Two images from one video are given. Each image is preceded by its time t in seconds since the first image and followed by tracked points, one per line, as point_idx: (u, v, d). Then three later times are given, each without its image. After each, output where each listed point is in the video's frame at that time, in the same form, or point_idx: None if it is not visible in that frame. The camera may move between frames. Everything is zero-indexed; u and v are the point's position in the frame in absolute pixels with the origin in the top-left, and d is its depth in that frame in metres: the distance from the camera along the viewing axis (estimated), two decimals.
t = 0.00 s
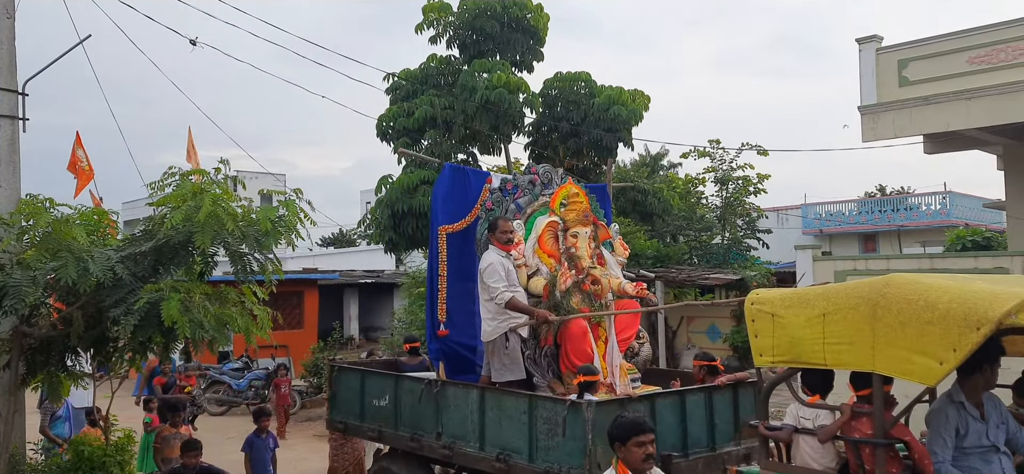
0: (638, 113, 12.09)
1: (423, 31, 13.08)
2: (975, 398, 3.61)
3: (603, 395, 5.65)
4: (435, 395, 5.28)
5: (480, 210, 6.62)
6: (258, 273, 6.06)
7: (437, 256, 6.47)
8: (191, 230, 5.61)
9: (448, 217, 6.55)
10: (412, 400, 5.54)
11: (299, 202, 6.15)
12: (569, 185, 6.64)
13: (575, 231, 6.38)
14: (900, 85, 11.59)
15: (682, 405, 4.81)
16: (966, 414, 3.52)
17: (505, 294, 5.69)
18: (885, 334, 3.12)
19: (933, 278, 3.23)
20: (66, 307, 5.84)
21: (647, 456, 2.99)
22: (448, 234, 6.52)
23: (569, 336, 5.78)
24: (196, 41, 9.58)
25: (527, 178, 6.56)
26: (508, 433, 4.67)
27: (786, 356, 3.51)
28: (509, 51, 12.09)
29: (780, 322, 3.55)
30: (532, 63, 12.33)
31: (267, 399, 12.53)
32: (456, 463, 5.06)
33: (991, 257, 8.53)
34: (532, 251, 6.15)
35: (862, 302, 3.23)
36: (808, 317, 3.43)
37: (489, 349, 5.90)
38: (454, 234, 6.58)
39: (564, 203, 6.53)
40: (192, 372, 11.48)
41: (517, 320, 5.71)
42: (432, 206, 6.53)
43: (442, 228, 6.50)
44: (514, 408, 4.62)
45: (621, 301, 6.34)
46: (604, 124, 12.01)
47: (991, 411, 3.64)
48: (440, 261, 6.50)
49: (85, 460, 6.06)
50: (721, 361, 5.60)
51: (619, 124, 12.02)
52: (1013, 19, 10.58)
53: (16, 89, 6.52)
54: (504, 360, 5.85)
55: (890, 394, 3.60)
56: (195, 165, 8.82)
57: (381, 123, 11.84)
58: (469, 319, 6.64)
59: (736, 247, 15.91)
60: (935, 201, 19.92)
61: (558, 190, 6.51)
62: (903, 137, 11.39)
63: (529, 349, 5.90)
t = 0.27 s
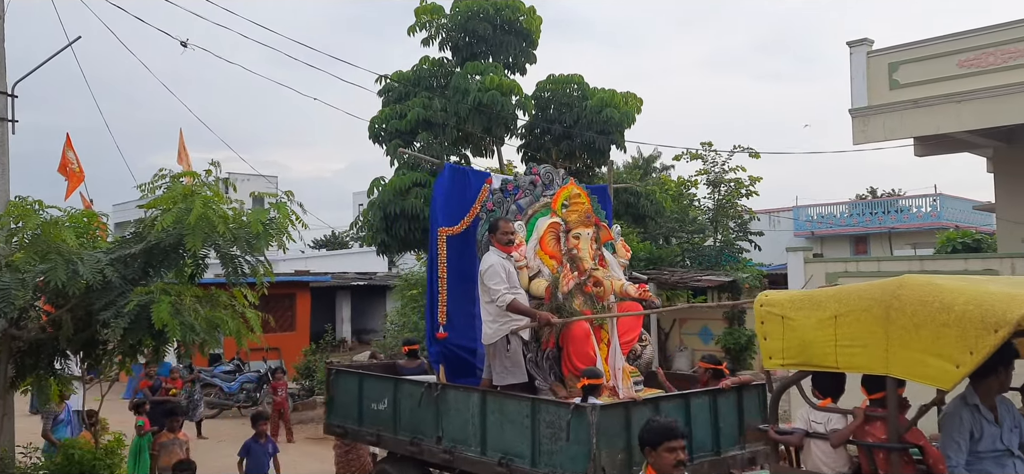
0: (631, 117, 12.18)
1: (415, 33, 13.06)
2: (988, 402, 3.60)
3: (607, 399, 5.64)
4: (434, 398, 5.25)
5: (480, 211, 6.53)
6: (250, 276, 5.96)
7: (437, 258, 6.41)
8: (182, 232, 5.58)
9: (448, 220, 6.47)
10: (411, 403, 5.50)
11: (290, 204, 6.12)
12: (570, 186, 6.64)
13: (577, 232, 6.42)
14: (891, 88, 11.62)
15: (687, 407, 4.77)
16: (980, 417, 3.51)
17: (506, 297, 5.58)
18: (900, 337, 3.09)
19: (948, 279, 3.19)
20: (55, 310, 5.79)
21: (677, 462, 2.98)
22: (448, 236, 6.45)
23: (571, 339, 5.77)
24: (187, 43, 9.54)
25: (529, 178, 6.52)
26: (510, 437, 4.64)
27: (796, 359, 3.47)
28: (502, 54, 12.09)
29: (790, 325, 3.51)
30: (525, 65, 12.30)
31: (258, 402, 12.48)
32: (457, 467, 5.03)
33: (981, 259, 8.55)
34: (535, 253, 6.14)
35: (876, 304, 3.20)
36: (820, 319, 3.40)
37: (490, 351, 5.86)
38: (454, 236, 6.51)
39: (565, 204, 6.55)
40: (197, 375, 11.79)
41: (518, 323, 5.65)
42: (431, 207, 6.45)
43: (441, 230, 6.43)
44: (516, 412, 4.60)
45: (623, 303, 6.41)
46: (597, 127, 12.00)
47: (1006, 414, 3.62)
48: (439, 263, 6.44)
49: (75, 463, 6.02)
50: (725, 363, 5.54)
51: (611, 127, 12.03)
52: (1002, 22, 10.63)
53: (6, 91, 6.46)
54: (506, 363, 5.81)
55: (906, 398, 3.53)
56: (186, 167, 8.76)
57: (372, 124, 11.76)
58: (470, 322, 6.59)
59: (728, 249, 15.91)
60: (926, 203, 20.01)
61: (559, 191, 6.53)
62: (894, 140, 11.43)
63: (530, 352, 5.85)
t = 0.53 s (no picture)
0: (611, 118, 12.19)
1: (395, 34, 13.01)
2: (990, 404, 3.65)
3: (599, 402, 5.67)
4: (422, 403, 5.20)
5: (468, 212, 6.37)
6: (226, 278, 5.91)
7: (425, 259, 6.22)
8: (158, 234, 5.51)
9: (436, 220, 6.31)
10: (399, 407, 5.45)
11: (268, 206, 6.07)
12: (560, 187, 6.49)
13: (567, 233, 6.32)
14: (867, 91, 11.74)
15: (679, 409, 4.73)
16: (981, 419, 3.56)
17: (496, 299, 5.49)
18: (898, 339, 3.15)
19: (947, 279, 3.22)
20: (28, 313, 5.69)
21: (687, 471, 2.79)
22: (436, 237, 6.26)
23: (563, 341, 5.72)
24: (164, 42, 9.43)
25: (518, 178, 6.38)
26: (499, 441, 4.60)
27: (794, 362, 3.56)
28: (482, 55, 12.07)
29: (787, 327, 3.58)
30: (506, 67, 12.31)
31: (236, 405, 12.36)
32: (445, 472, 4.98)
33: (955, 260, 8.65)
34: (524, 254, 6.07)
35: (874, 306, 3.25)
36: (818, 321, 3.46)
37: (478, 355, 5.72)
38: (442, 237, 6.32)
39: (555, 205, 6.44)
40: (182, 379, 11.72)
41: (508, 326, 5.58)
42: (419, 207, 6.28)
43: (430, 230, 6.25)
44: (506, 416, 4.56)
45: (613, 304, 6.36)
46: (577, 129, 12.01)
47: (1007, 417, 3.67)
48: (427, 264, 6.24)
49: (48, 468, 5.92)
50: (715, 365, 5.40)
51: (592, 129, 12.06)
52: (976, 27, 10.78)
53: None
54: (495, 367, 5.67)
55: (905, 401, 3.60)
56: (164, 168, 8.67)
57: (352, 126, 11.72)
58: (459, 325, 6.38)
59: (709, 251, 16.11)
60: (902, 206, 20.24)
61: (548, 192, 6.41)
62: (871, 142, 11.53)
63: (520, 354, 5.75)
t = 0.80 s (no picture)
0: (590, 120, 12.21)
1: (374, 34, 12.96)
2: (985, 407, 3.70)
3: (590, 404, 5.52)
4: (409, 407, 5.14)
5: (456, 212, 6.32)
6: (201, 280, 5.88)
7: (412, 259, 6.14)
8: (131, 235, 5.43)
9: (423, 220, 6.24)
10: (384, 411, 5.40)
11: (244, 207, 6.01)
12: (550, 186, 6.31)
13: (556, 234, 6.11)
14: (843, 94, 11.85)
15: (670, 412, 4.71)
16: (977, 422, 3.61)
17: (484, 301, 5.40)
18: (897, 341, 3.27)
19: (942, 280, 3.35)
20: None
21: None
22: (423, 237, 6.18)
23: (551, 343, 5.59)
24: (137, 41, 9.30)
25: (506, 179, 6.32)
26: (487, 446, 4.57)
27: (790, 365, 3.69)
28: (461, 56, 12.05)
29: (782, 329, 3.71)
30: (485, 68, 12.28)
31: (212, 408, 12.24)
32: None
33: (929, 262, 8.73)
34: (512, 256, 5.89)
35: (871, 309, 3.38)
36: (814, 324, 3.59)
37: (467, 358, 5.71)
38: (429, 237, 6.25)
39: (543, 204, 6.21)
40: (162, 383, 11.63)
41: (496, 328, 5.50)
42: (405, 207, 6.21)
43: (417, 230, 6.16)
44: (494, 420, 4.53)
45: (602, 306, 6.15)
46: (557, 130, 12.02)
47: (1002, 419, 3.72)
48: (413, 265, 6.17)
49: None
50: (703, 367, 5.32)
51: (571, 131, 12.09)
52: (950, 32, 10.92)
53: None
54: (484, 370, 5.68)
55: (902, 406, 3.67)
56: (138, 169, 8.56)
57: (330, 127, 11.68)
58: (446, 327, 6.33)
59: (687, 253, 16.22)
60: (877, 208, 20.48)
61: (537, 193, 6.19)
62: (846, 145, 11.64)
63: (509, 357, 5.69)
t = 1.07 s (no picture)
0: (575, 123, 12.26)
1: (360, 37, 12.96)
2: (985, 410, 3.78)
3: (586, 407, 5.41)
4: (402, 410, 5.14)
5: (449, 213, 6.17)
6: (184, 281, 5.87)
7: (405, 261, 6.14)
8: (113, 237, 5.41)
9: (415, 221, 6.20)
10: (376, 415, 5.38)
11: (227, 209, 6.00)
12: (544, 187, 6.38)
13: (550, 235, 6.17)
14: (824, 98, 11.97)
15: (665, 416, 4.74)
16: (978, 425, 3.69)
17: (479, 304, 5.39)
18: (902, 344, 3.33)
19: (942, 283, 3.43)
20: None
21: None
22: (414, 239, 6.17)
23: (546, 346, 5.56)
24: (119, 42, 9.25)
25: (499, 179, 6.20)
26: (482, 450, 4.59)
27: (791, 367, 3.71)
28: (446, 59, 12.07)
29: (784, 331, 3.74)
30: (470, 71, 12.31)
31: (195, 410, 12.18)
32: None
33: (907, 264, 8.84)
34: (506, 256, 5.89)
35: (876, 311, 3.43)
36: (816, 326, 3.63)
37: (463, 360, 5.64)
38: (421, 238, 6.23)
39: (538, 205, 6.28)
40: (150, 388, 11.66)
41: (491, 330, 5.46)
42: (398, 208, 6.18)
43: (408, 232, 6.13)
44: (490, 423, 4.54)
45: (596, 308, 6.12)
46: (542, 133, 12.07)
47: (1004, 422, 3.79)
48: (406, 266, 6.16)
49: None
50: (698, 368, 5.37)
51: (556, 133, 12.14)
52: (929, 36, 11.04)
53: None
54: (478, 373, 5.59)
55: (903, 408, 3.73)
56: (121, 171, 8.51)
57: (316, 129, 11.71)
58: (438, 329, 6.28)
59: (671, 255, 16.31)
60: (859, 210, 20.66)
61: (531, 193, 6.24)
62: (827, 148, 11.75)
63: (503, 360, 5.60)
